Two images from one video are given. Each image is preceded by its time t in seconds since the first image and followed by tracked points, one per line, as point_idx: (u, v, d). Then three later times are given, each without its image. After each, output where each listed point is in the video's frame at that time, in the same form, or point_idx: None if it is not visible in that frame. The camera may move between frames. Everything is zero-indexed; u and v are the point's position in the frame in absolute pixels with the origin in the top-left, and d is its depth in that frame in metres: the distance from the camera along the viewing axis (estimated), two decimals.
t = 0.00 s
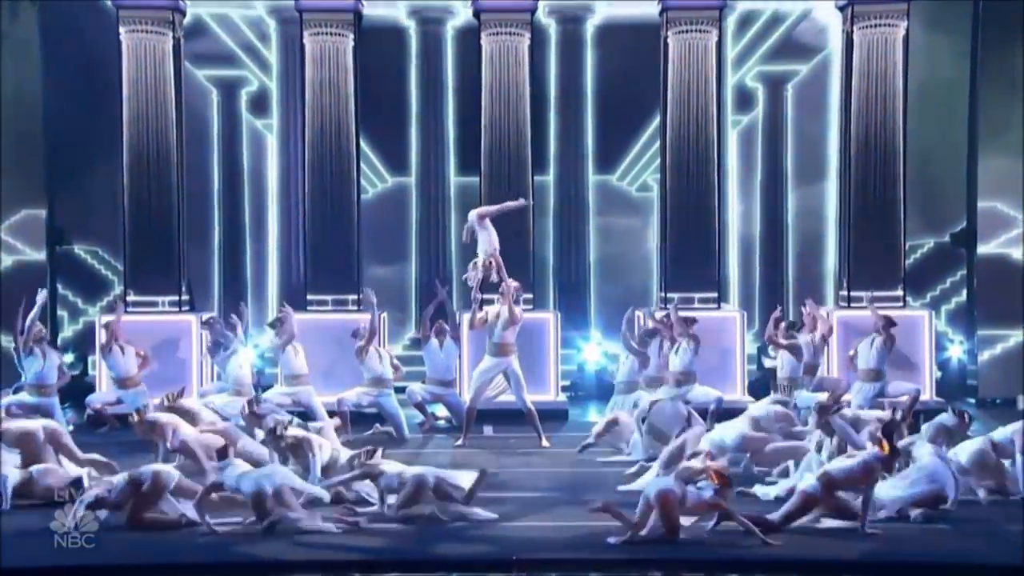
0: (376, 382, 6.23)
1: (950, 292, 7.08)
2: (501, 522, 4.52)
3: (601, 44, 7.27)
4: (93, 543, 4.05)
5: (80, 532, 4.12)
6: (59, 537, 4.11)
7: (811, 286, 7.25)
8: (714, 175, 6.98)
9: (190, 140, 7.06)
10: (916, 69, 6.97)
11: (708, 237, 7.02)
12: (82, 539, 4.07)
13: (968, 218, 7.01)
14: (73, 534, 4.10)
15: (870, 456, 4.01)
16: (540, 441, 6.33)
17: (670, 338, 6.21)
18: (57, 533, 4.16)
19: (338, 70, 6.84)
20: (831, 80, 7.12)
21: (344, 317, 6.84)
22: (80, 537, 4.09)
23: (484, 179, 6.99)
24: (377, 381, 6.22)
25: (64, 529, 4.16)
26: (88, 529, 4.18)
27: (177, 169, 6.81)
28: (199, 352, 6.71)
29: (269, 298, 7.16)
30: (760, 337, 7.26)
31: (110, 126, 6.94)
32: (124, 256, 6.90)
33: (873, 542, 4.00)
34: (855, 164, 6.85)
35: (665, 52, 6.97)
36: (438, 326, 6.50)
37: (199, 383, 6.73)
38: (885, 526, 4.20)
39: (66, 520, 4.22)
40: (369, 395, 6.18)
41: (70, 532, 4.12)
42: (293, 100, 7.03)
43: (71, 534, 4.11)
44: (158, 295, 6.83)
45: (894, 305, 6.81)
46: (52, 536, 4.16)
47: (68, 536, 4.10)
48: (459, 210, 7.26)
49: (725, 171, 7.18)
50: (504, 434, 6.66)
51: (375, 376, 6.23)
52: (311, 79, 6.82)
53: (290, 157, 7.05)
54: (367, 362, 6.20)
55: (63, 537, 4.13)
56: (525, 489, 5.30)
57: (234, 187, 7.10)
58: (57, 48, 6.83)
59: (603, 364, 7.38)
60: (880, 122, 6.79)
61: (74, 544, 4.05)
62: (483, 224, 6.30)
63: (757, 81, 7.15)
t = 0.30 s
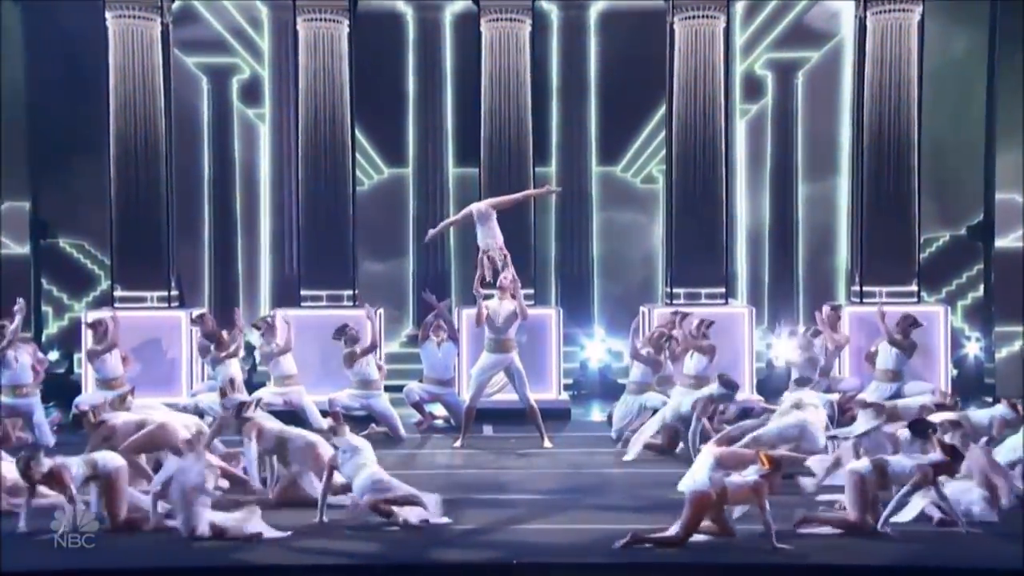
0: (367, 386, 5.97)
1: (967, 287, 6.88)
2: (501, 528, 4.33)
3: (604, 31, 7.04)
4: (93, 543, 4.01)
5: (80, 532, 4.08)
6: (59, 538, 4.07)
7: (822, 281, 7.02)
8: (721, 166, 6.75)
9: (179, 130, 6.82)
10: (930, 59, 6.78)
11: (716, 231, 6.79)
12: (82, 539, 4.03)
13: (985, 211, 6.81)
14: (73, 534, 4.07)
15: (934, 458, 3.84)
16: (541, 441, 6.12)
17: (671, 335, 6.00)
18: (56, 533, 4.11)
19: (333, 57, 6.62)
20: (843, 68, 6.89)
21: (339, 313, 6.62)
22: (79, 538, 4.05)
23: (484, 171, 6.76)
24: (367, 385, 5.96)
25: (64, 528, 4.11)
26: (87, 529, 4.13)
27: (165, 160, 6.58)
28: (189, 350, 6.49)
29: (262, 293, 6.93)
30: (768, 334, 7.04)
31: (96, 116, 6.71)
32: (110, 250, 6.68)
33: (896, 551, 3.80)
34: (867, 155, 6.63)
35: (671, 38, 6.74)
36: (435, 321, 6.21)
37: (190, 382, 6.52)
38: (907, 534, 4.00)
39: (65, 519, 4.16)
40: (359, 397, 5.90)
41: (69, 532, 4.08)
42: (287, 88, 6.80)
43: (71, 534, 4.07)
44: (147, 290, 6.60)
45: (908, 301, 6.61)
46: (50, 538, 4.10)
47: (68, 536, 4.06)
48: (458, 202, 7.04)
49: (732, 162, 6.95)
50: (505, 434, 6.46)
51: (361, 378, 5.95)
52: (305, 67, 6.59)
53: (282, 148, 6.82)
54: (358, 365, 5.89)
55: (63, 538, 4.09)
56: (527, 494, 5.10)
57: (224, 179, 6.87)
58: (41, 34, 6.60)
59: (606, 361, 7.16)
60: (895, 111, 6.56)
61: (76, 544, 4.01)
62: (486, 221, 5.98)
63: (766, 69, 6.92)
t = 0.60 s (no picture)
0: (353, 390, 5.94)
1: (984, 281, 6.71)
2: (504, 534, 4.16)
3: (606, 17, 6.81)
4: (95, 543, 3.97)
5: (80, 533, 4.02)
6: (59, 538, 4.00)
7: (834, 274, 6.81)
8: (729, 158, 6.54)
9: (168, 120, 6.61)
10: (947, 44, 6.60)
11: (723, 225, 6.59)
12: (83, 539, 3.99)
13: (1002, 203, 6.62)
14: (73, 534, 4.01)
15: (1005, 424, 3.98)
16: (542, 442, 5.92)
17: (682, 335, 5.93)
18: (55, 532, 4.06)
19: (328, 45, 6.40)
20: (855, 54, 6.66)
21: (332, 308, 6.42)
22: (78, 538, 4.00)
23: (483, 162, 6.56)
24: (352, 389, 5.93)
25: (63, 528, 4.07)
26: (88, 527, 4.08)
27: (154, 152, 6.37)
28: (178, 347, 6.29)
29: (255, 287, 6.73)
30: (776, 330, 6.83)
31: (82, 106, 6.51)
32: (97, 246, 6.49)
33: (916, 564, 3.62)
34: (879, 147, 6.42)
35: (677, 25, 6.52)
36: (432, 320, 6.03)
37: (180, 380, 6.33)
38: (927, 543, 3.85)
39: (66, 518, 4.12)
40: (348, 400, 5.93)
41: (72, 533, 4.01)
42: (279, 76, 6.59)
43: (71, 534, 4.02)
44: (135, 286, 6.40)
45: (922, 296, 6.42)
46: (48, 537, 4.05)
47: (68, 537, 4.01)
48: (456, 194, 6.83)
49: (740, 152, 6.73)
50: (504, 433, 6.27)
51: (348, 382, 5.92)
52: (298, 54, 6.38)
53: (275, 138, 6.60)
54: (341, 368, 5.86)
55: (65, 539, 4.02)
56: (531, 497, 4.93)
57: (213, 170, 6.65)
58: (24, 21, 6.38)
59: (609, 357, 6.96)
60: (909, 100, 6.34)
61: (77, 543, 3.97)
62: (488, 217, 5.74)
63: (774, 56, 6.69)
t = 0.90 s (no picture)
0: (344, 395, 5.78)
1: (1002, 277, 6.51)
2: (506, 543, 3.96)
3: (610, 4, 6.59)
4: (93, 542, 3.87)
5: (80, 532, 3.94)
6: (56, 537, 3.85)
7: (847, 271, 6.60)
8: (737, 150, 6.32)
9: (156, 112, 6.39)
10: (964, 29, 6.37)
11: (731, 220, 6.37)
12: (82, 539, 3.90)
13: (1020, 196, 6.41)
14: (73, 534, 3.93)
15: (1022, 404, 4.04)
16: (543, 443, 5.70)
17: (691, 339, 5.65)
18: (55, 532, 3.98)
19: (322, 32, 6.19)
20: (868, 42, 6.44)
21: (327, 306, 6.20)
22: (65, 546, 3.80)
23: (482, 156, 6.34)
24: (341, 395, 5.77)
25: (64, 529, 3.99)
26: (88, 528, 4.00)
27: (142, 145, 6.16)
28: (167, 345, 6.08)
29: (246, 284, 6.51)
30: (785, 329, 6.61)
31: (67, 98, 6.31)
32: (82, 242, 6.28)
33: None
34: (893, 140, 6.20)
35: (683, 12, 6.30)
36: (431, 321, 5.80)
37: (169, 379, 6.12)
38: (959, 554, 3.64)
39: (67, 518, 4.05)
40: (340, 405, 5.75)
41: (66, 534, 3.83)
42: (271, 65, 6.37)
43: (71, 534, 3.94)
44: (122, 282, 6.19)
45: (938, 292, 6.20)
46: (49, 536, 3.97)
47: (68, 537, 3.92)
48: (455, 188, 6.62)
49: (750, 144, 6.51)
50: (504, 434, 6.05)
51: (341, 388, 5.77)
52: (292, 42, 6.17)
53: (266, 131, 6.38)
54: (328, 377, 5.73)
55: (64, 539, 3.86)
56: (534, 503, 4.72)
57: (204, 163, 6.44)
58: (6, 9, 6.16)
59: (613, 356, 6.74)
60: (925, 89, 6.11)
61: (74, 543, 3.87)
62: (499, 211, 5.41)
63: (784, 44, 6.47)
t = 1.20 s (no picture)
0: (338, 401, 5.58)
1: (1020, 276, 6.29)
2: (508, 556, 3.73)
3: None
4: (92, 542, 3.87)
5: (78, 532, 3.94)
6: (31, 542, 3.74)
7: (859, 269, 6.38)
8: (745, 144, 6.10)
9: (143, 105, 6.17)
10: (983, 18, 6.23)
11: (739, 216, 6.15)
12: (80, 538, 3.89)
13: None
14: (72, 534, 3.93)
15: None
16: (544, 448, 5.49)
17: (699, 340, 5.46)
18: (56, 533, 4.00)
19: (316, 22, 5.98)
20: (881, 32, 6.23)
21: (321, 305, 5.99)
22: None
23: (480, 150, 6.13)
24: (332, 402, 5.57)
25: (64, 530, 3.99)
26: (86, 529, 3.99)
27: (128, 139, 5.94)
28: (154, 346, 5.87)
29: (237, 284, 6.30)
30: (795, 329, 6.40)
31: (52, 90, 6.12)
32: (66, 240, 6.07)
33: None
34: (906, 134, 5.98)
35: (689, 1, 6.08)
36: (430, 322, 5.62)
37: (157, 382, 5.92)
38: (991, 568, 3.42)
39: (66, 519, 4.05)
40: (333, 410, 5.54)
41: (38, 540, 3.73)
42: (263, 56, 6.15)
43: (69, 533, 3.95)
44: (107, 281, 5.98)
45: (955, 291, 5.98)
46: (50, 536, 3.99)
47: (66, 536, 3.93)
48: (453, 183, 6.41)
49: (758, 138, 6.30)
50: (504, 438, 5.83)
51: (333, 394, 5.57)
52: (284, 31, 5.95)
53: (258, 124, 6.17)
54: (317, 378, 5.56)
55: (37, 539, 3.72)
56: (536, 512, 4.50)
57: (192, 158, 6.23)
58: None
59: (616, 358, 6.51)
60: (940, 79, 5.90)
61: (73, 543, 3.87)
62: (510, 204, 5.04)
63: (794, 35, 6.26)
